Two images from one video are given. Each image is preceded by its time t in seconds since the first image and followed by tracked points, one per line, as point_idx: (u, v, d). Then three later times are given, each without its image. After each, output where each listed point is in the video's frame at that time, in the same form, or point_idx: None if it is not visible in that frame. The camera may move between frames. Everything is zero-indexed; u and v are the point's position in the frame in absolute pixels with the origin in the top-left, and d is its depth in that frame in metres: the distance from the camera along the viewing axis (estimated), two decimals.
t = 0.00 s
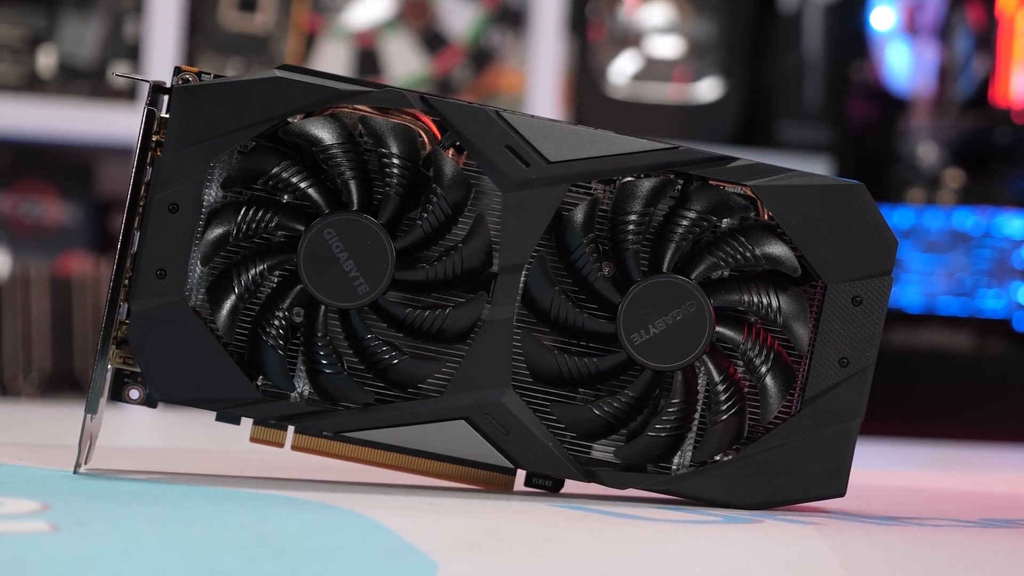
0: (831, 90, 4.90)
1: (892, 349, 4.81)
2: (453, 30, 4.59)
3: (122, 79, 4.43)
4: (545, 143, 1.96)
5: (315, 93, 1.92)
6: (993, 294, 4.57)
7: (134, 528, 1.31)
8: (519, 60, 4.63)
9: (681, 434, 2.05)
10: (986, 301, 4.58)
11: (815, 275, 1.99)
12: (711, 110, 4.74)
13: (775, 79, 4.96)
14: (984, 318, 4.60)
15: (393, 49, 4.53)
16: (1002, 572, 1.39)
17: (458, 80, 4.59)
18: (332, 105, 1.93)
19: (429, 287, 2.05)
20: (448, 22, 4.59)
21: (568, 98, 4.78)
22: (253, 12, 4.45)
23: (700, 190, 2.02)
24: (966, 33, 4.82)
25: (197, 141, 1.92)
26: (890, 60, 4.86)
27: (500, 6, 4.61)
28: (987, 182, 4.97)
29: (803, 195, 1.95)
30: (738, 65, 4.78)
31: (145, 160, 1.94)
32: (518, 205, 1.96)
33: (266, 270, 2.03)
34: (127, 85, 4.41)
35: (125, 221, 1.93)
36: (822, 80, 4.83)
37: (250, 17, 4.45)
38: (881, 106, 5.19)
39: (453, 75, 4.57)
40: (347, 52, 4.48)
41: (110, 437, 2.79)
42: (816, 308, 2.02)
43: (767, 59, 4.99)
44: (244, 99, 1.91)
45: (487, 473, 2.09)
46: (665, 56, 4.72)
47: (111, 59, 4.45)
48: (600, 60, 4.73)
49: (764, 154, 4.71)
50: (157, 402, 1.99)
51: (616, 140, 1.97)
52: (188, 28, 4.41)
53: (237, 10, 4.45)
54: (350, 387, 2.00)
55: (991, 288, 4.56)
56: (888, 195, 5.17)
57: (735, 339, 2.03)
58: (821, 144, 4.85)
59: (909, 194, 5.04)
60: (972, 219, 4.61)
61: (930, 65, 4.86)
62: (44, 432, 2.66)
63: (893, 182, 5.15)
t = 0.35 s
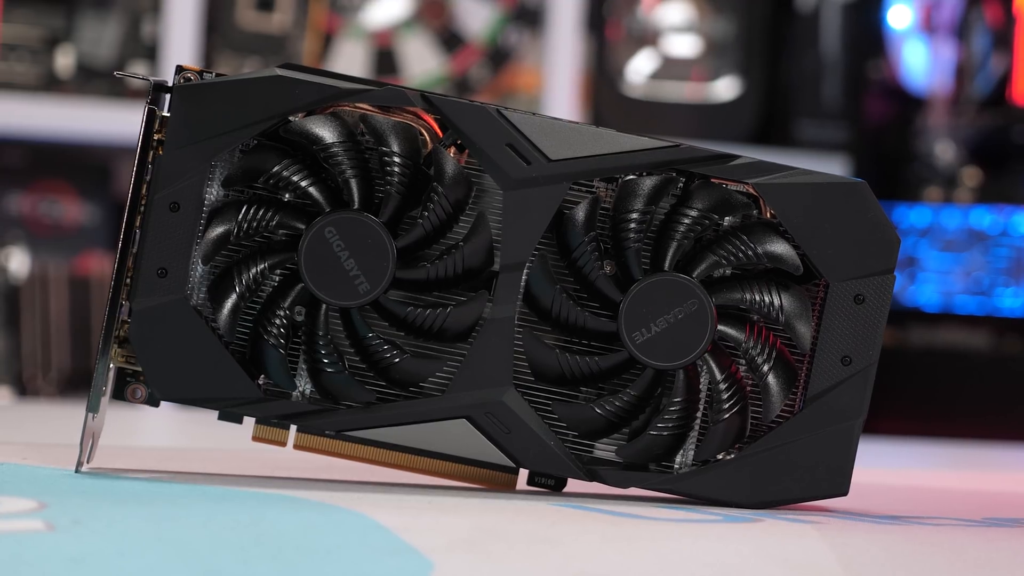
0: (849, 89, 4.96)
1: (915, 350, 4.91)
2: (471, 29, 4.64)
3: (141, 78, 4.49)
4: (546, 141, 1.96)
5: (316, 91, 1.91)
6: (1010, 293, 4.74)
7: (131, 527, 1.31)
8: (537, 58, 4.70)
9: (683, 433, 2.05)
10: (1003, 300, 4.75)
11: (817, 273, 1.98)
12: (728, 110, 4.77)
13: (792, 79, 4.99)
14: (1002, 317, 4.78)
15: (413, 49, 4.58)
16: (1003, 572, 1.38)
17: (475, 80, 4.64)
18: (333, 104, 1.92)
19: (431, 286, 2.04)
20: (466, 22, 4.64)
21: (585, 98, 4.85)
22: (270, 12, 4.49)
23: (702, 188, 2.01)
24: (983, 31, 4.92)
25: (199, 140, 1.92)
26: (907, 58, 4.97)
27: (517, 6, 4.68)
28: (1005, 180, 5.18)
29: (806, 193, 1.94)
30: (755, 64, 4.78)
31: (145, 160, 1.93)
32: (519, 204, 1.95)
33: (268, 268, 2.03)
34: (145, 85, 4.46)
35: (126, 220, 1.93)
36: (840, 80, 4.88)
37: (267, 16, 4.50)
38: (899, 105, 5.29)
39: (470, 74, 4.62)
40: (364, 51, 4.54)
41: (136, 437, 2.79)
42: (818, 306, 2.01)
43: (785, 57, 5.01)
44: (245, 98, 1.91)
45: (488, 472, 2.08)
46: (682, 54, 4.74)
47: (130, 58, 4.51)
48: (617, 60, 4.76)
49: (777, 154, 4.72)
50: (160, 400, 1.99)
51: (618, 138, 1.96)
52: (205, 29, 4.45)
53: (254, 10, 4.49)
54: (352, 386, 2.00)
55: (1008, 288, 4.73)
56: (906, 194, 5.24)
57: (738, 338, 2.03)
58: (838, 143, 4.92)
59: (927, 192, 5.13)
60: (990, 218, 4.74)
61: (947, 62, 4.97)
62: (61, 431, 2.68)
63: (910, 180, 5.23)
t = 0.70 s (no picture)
0: (867, 87, 5.00)
1: (931, 348, 4.89)
2: (488, 28, 4.66)
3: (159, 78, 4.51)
4: (548, 139, 1.95)
5: (316, 90, 1.91)
6: None
7: (126, 527, 1.30)
8: (555, 58, 4.69)
9: (685, 432, 2.04)
10: (1020, 299, 4.78)
11: (819, 272, 1.98)
12: (746, 111, 4.78)
13: (810, 77, 5.03)
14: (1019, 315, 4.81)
15: (428, 48, 4.61)
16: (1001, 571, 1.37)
17: (493, 80, 4.66)
18: (332, 103, 1.92)
19: (431, 284, 2.04)
20: (483, 22, 4.65)
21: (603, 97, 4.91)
22: (288, 12, 4.52)
23: (703, 186, 2.00)
24: (1001, 28, 4.98)
25: (199, 139, 1.92)
26: (924, 56, 4.99)
27: (534, 6, 4.67)
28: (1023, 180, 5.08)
29: (806, 192, 1.94)
30: (775, 64, 4.79)
31: (145, 160, 1.93)
32: (520, 203, 1.95)
33: (269, 267, 2.03)
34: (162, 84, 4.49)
35: (126, 220, 1.93)
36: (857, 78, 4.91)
37: (285, 16, 4.52)
38: (914, 103, 5.27)
39: (487, 74, 4.63)
40: (381, 51, 4.57)
41: (158, 437, 2.79)
42: (820, 305, 2.01)
43: (803, 58, 5.05)
44: (244, 96, 1.91)
45: (491, 471, 2.08)
46: (698, 54, 4.71)
47: (148, 59, 4.54)
48: (635, 59, 4.75)
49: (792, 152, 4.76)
50: (161, 400, 1.98)
51: (619, 136, 1.95)
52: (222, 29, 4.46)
53: (272, 10, 4.52)
54: (353, 385, 2.00)
55: None
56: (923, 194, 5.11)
57: (739, 337, 2.03)
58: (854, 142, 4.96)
59: (944, 191, 5.02)
60: (1008, 216, 4.73)
61: (964, 61, 4.99)
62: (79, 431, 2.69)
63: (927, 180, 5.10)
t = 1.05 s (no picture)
0: (884, 85, 5.21)
1: (947, 348, 5.21)
2: (505, 28, 4.86)
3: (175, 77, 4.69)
4: (549, 138, 1.95)
5: (316, 89, 1.91)
6: None
7: (121, 526, 1.30)
8: (570, 57, 4.90)
9: (687, 431, 2.03)
10: None
11: (821, 271, 1.97)
12: (763, 109, 4.94)
13: (828, 77, 5.20)
14: None
15: (446, 48, 4.83)
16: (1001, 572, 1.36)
17: (510, 78, 4.86)
18: (333, 101, 1.92)
19: (433, 283, 2.04)
20: (500, 22, 4.87)
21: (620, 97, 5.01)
22: (305, 12, 4.74)
23: (705, 185, 2.00)
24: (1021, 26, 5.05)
25: (200, 138, 1.92)
26: (941, 55, 5.10)
27: (552, 6, 4.89)
28: None
29: (809, 190, 1.93)
30: (791, 64, 4.94)
31: (146, 160, 1.94)
32: (521, 201, 1.94)
33: (270, 266, 2.03)
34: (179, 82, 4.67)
35: (127, 218, 1.93)
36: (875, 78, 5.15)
37: (302, 17, 4.75)
38: (931, 101, 5.39)
39: (504, 73, 4.84)
40: (398, 51, 4.79)
41: (172, 438, 2.80)
42: (823, 303, 2.00)
43: (820, 54, 5.17)
44: (245, 96, 1.91)
45: (493, 471, 2.08)
46: (715, 52, 4.88)
47: (165, 59, 4.74)
48: (652, 58, 4.90)
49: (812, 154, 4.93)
50: (163, 400, 1.98)
51: (621, 135, 1.95)
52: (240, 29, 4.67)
53: (289, 10, 4.74)
54: (354, 384, 2.00)
55: None
56: (939, 193, 5.21)
57: (741, 335, 2.03)
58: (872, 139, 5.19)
59: (960, 189, 5.13)
60: None
61: (982, 60, 5.09)
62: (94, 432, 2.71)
63: (944, 178, 5.20)
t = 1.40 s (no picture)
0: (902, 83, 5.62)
1: (965, 346, 5.32)
2: (523, 28, 5.26)
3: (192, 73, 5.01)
4: (550, 136, 1.94)
5: (318, 88, 1.91)
6: None
7: (117, 525, 1.30)
8: (588, 57, 5.29)
9: (689, 431, 2.03)
10: None
11: (824, 269, 1.96)
12: (781, 108, 5.50)
13: (846, 72, 5.65)
14: None
15: (464, 47, 5.22)
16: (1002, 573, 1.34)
17: (528, 77, 5.27)
18: (334, 100, 1.91)
19: (435, 282, 2.04)
20: (519, 20, 5.27)
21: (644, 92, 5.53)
22: (323, 12, 5.14)
23: (707, 183, 1.99)
24: None
25: (201, 137, 1.92)
26: (959, 53, 5.37)
27: (570, 6, 5.27)
28: None
29: (812, 188, 1.92)
30: (811, 65, 5.50)
31: (147, 159, 1.94)
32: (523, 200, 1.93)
33: (273, 265, 2.03)
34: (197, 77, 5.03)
35: (128, 217, 1.93)
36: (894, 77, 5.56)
37: (320, 17, 5.15)
38: (950, 100, 5.56)
39: (522, 72, 5.24)
40: (415, 50, 5.18)
41: (194, 438, 2.82)
42: (826, 302, 1.99)
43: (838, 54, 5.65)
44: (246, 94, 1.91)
45: (496, 470, 2.08)
46: (732, 50, 5.42)
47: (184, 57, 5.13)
48: (671, 56, 5.41)
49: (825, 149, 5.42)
50: (166, 400, 1.98)
51: (624, 133, 1.94)
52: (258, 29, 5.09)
53: (307, 10, 5.14)
54: (356, 383, 2.00)
55: None
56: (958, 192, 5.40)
57: (743, 334, 2.02)
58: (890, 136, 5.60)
59: (978, 189, 5.33)
60: None
61: (999, 57, 5.34)
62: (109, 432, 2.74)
63: (961, 176, 5.41)
